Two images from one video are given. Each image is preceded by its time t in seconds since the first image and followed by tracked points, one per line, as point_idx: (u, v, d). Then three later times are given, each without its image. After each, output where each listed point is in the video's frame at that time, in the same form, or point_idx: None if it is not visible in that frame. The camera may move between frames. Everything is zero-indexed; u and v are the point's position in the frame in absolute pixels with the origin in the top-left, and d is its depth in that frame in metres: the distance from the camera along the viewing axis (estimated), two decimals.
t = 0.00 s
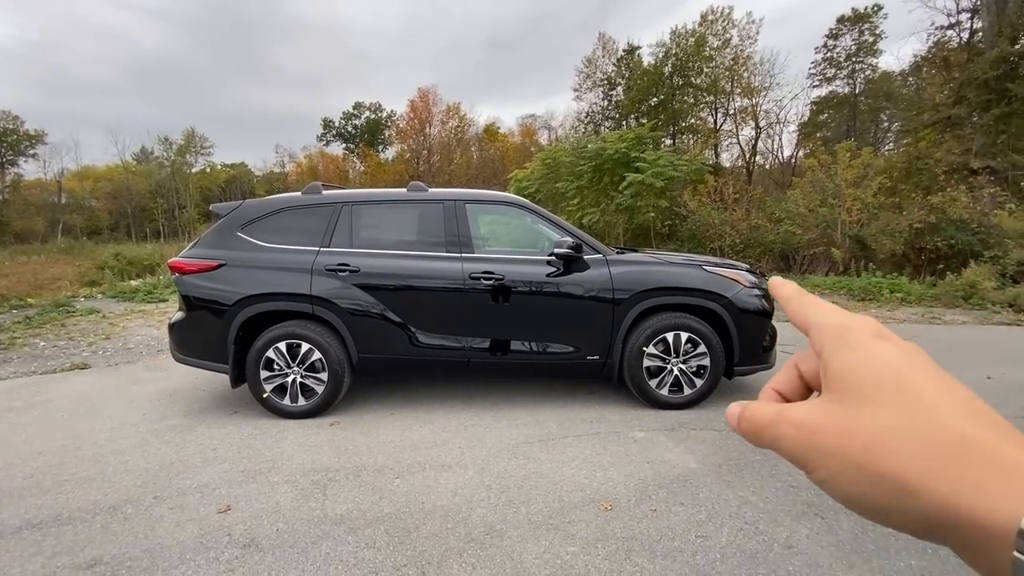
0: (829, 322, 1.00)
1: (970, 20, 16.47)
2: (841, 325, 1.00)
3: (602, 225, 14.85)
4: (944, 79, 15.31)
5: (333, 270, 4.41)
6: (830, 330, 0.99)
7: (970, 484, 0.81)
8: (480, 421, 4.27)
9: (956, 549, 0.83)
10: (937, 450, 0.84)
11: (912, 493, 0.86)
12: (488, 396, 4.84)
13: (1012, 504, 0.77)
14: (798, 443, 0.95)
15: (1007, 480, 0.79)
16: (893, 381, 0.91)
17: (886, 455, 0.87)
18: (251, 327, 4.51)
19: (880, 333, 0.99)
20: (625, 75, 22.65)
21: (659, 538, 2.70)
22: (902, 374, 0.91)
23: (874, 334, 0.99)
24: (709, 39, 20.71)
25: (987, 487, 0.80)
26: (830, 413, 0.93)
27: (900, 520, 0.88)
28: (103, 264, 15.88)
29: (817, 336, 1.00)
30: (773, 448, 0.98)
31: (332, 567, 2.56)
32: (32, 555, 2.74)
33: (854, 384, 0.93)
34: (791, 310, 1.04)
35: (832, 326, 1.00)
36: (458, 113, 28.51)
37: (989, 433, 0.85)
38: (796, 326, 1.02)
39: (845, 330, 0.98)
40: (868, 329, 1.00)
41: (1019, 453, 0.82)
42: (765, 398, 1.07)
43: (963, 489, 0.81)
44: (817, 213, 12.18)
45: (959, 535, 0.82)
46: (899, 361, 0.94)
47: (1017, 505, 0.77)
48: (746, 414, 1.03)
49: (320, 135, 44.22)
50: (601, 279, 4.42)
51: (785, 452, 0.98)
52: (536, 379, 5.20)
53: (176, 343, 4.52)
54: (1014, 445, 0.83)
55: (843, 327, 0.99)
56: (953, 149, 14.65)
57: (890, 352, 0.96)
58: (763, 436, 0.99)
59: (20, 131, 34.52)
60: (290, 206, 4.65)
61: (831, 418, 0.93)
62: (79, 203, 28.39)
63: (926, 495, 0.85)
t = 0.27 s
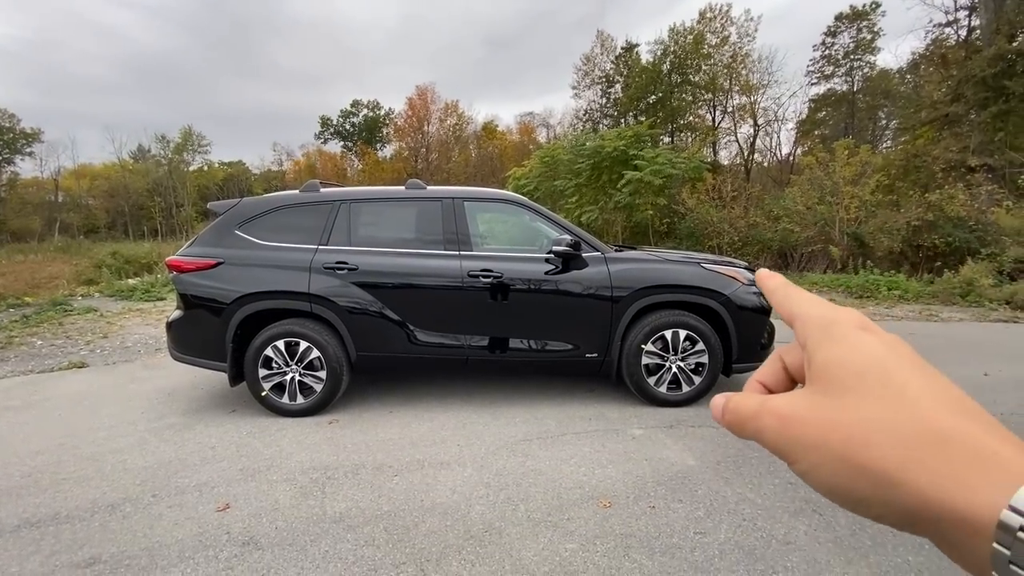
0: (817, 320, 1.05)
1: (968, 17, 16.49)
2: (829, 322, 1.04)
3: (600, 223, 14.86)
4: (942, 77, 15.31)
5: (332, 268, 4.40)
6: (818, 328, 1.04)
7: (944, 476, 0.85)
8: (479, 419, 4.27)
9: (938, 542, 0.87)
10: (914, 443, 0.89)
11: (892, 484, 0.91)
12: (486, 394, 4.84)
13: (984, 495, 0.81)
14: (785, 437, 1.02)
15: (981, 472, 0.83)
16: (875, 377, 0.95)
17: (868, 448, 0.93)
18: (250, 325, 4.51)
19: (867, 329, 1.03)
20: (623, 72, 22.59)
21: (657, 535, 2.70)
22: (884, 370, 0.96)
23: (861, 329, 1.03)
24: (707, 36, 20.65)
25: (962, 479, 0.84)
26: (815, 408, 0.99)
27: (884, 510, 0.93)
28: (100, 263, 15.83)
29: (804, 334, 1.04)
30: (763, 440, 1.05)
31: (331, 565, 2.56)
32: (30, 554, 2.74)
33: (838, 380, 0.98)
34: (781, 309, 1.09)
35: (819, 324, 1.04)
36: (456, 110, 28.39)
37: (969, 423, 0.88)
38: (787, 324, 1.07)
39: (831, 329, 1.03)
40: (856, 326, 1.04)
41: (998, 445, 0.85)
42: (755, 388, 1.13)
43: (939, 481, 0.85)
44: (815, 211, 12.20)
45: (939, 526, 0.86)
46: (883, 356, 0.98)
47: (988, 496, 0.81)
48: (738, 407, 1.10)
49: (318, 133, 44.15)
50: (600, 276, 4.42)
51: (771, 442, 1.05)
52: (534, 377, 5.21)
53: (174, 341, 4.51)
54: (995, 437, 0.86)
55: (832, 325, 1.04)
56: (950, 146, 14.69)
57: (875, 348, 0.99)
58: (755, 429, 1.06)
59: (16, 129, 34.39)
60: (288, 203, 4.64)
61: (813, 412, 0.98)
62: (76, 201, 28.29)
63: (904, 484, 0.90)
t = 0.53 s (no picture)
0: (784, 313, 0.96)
1: (966, 15, 16.51)
2: (797, 316, 0.95)
3: (599, 221, 14.85)
4: (941, 74, 15.33)
5: (330, 266, 4.40)
6: (785, 322, 0.94)
7: (914, 482, 0.79)
8: (478, 416, 4.28)
9: (903, 547, 0.81)
10: (884, 446, 0.82)
11: (858, 489, 0.84)
12: (485, 392, 4.85)
13: (952, 503, 0.76)
14: (749, 442, 0.93)
15: (952, 478, 0.77)
16: (844, 378, 0.87)
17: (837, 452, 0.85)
18: (248, 323, 4.51)
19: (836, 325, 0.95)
20: (622, 70, 22.57)
21: (656, 532, 2.71)
22: (852, 369, 0.88)
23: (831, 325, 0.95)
24: (706, 33, 20.69)
25: (931, 486, 0.78)
26: (783, 410, 0.91)
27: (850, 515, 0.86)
28: (98, 261, 15.81)
29: (771, 330, 0.95)
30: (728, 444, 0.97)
31: (331, 562, 2.57)
32: (30, 552, 2.74)
33: (805, 380, 0.90)
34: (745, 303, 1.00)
35: (786, 317, 0.95)
36: (454, 108, 28.39)
37: (939, 426, 0.83)
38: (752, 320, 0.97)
39: (800, 324, 0.94)
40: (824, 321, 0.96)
41: (964, 448, 0.80)
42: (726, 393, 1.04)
43: (909, 489, 0.79)
44: (814, 208, 12.23)
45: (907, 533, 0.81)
46: (852, 355, 0.90)
47: (959, 504, 0.75)
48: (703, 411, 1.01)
49: (316, 131, 44.09)
50: (598, 274, 4.42)
51: (739, 448, 0.96)
52: (532, 374, 5.22)
53: (173, 340, 4.51)
54: (962, 440, 0.81)
55: (800, 319, 0.95)
56: (948, 144, 14.72)
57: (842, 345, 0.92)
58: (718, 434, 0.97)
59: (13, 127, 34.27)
60: (286, 202, 4.64)
61: (782, 417, 0.90)
62: (73, 199, 28.22)
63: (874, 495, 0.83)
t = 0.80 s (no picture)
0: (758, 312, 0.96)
1: (965, 13, 16.52)
2: (770, 314, 0.96)
3: (598, 219, 14.81)
4: (939, 72, 15.35)
5: (330, 264, 4.40)
6: (758, 320, 0.95)
7: (881, 483, 0.80)
8: (477, 414, 4.28)
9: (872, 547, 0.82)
10: (855, 447, 0.83)
11: (827, 490, 0.85)
12: (485, 390, 4.86)
13: (918, 504, 0.77)
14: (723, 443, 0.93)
15: (918, 479, 0.79)
16: (816, 376, 0.88)
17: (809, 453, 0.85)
18: (247, 321, 4.51)
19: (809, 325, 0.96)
20: (621, 67, 22.55)
21: (655, 529, 2.72)
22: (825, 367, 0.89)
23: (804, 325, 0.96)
24: (705, 31, 20.70)
25: (899, 486, 0.79)
26: (756, 410, 0.91)
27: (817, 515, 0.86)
28: (96, 260, 15.79)
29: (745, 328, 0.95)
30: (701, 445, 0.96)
31: (331, 560, 2.58)
32: (30, 551, 2.75)
33: (778, 379, 0.90)
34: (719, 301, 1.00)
35: (760, 316, 0.95)
36: (454, 106, 28.41)
37: (906, 426, 0.84)
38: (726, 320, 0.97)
39: (772, 323, 0.95)
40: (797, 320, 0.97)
41: (929, 450, 0.82)
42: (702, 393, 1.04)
43: (878, 491, 0.80)
44: (813, 207, 12.28)
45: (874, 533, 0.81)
46: (824, 353, 0.91)
47: (925, 505, 0.77)
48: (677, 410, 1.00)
49: (315, 129, 44.02)
50: (598, 272, 4.43)
51: (713, 448, 0.96)
52: (531, 373, 5.22)
53: (171, 338, 4.51)
54: (929, 440, 0.82)
55: (774, 319, 0.95)
56: (947, 142, 14.75)
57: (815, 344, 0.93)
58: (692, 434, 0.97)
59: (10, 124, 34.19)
60: (284, 200, 4.63)
61: (755, 418, 0.90)
62: (71, 197, 28.14)
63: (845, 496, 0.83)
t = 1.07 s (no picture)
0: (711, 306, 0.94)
1: (964, 10, 16.52)
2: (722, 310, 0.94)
3: (597, 218, 14.75)
4: (938, 70, 15.38)
5: (329, 262, 4.40)
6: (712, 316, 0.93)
7: (827, 480, 0.80)
8: (477, 412, 4.29)
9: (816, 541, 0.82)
10: (802, 448, 0.83)
11: (774, 489, 0.85)
12: (485, 387, 4.87)
13: (861, 501, 0.78)
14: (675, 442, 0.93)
15: (860, 477, 0.79)
16: (766, 375, 0.87)
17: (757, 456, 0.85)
18: (247, 319, 4.50)
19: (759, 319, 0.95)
20: (620, 65, 22.54)
21: (654, 526, 2.73)
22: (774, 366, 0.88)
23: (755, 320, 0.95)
24: (704, 29, 20.69)
25: (843, 486, 0.79)
26: (705, 409, 0.91)
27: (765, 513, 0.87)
28: (95, 258, 15.76)
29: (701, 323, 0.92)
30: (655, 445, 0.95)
31: (332, 557, 2.58)
32: (30, 548, 2.75)
33: (729, 377, 0.89)
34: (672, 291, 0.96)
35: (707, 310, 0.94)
36: (453, 104, 28.41)
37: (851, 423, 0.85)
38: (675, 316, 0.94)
39: (725, 318, 0.93)
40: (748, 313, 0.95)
41: (874, 446, 0.83)
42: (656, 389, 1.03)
43: (822, 489, 0.81)
44: (811, 205, 12.35)
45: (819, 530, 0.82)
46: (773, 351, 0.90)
47: (866, 500, 0.77)
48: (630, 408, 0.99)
49: (313, 127, 43.97)
50: (597, 270, 4.43)
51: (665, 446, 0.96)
52: (530, 370, 5.23)
53: (171, 336, 4.51)
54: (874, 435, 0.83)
55: (725, 314, 0.93)
56: (946, 140, 14.78)
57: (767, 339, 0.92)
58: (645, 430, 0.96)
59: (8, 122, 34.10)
60: (283, 197, 4.63)
61: (704, 416, 0.90)
62: (69, 195, 28.06)
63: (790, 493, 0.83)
